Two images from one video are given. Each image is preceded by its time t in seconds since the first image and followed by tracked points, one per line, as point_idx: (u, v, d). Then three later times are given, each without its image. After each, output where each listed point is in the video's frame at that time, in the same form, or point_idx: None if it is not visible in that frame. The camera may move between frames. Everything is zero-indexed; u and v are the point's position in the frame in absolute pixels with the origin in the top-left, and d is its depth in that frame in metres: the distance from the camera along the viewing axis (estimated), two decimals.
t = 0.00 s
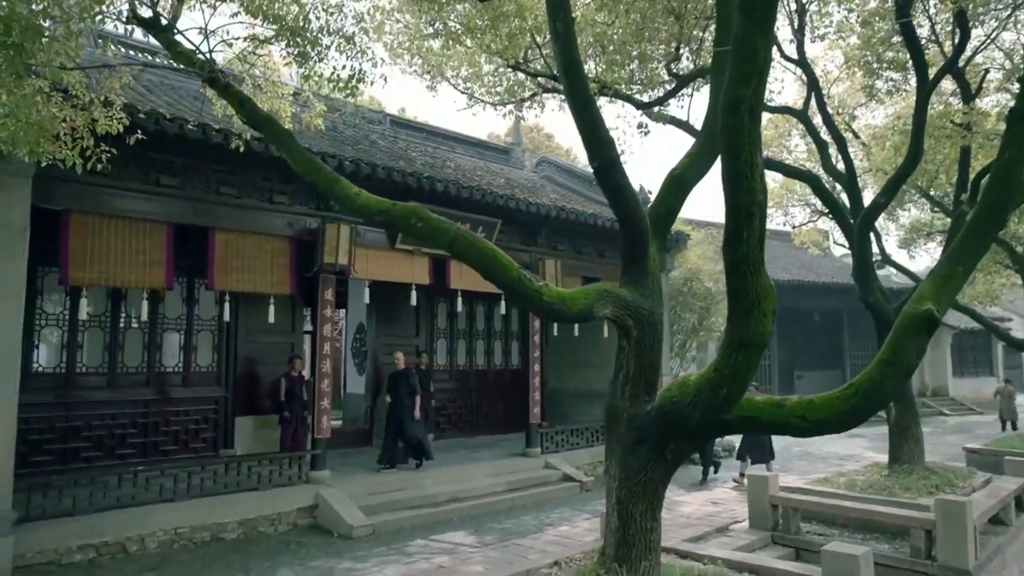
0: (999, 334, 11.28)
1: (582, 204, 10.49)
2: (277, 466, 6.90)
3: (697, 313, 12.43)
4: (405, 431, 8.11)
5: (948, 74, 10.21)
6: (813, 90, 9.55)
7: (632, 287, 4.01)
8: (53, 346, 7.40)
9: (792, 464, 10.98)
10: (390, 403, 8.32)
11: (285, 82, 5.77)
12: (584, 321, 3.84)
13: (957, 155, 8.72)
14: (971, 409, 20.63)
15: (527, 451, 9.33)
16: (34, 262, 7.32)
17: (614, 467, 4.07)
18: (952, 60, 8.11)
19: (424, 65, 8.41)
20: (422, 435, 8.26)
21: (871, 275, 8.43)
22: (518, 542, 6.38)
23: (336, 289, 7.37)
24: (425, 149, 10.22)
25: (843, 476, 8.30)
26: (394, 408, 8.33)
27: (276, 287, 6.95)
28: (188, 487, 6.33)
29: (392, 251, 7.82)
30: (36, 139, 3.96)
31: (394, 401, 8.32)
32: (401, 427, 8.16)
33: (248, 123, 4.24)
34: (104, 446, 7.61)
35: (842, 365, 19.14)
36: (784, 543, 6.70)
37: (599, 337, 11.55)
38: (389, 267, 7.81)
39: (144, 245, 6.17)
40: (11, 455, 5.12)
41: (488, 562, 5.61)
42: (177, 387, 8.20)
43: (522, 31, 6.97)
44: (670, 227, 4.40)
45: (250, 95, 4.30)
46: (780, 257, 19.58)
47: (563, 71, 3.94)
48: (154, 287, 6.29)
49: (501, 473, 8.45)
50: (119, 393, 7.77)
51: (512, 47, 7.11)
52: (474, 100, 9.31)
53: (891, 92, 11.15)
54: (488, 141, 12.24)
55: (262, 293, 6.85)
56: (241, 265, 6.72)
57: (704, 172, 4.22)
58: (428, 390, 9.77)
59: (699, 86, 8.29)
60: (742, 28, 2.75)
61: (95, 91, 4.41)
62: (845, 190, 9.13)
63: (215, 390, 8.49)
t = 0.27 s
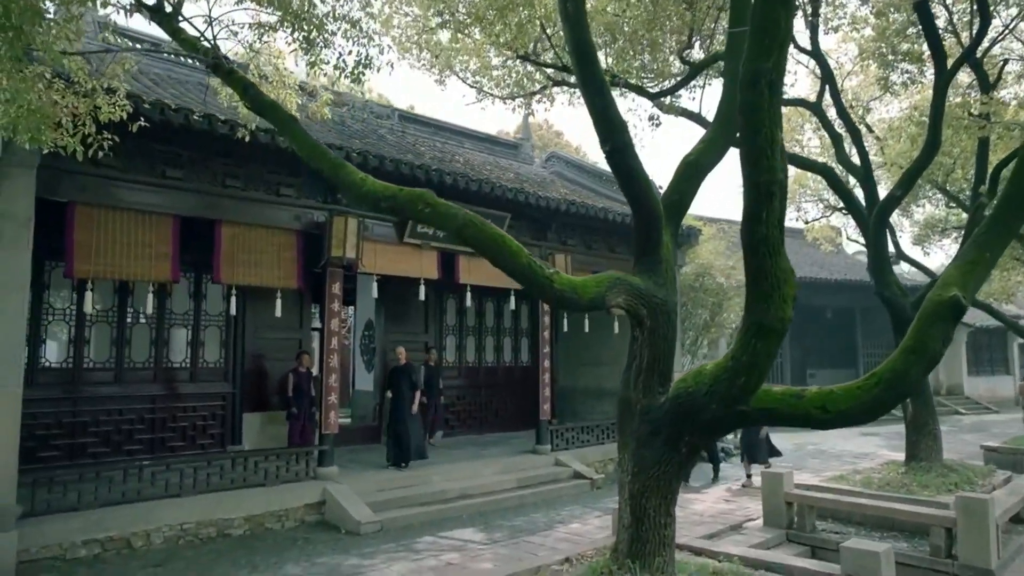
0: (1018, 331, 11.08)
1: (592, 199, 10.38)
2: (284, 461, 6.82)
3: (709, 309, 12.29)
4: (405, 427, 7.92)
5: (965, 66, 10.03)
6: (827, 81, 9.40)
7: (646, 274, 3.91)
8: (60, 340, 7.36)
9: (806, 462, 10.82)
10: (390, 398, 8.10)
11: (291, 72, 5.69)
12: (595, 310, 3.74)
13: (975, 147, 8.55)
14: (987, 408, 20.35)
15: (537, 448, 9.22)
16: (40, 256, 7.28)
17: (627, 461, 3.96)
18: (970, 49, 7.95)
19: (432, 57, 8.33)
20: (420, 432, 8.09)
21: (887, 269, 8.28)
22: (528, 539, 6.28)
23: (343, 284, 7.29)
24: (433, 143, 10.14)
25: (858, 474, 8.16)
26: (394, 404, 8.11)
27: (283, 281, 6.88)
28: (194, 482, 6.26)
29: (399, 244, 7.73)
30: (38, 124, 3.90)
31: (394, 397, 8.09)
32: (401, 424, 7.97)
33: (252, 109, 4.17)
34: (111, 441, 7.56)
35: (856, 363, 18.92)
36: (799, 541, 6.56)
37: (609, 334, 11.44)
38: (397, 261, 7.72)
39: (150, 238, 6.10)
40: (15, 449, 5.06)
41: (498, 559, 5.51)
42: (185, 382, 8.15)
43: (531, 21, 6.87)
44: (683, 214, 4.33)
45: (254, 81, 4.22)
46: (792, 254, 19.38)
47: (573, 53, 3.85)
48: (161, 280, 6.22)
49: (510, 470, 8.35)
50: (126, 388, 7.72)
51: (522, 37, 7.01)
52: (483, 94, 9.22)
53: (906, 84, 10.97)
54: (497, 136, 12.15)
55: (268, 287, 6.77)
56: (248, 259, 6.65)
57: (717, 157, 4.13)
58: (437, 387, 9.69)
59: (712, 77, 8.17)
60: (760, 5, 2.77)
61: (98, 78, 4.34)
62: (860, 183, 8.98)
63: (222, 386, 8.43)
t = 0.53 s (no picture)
0: None
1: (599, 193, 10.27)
2: (288, 457, 6.73)
3: (717, 305, 12.15)
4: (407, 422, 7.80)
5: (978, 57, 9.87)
6: (837, 73, 9.25)
7: (656, 262, 3.81)
8: (62, 335, 7.29)
9: (816, 460, 10.67)
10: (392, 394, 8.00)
11: (293, 60, 5.60)
12: (604, 298, 3.64)
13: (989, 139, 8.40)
14: (998, 406, 20.12)
15: (543, 445, 9.11)
16: (42, 250, 7.20)
17: (637, 454, 3.85)
18: (984, 38, 7.80)
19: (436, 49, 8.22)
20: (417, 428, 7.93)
21: (900, 263, 8.14)
22: (534, 536, 6.17)
23: (347, 277, 7.20)
24: (438, 137, 10.04)
25: (870, 471, 8.03)
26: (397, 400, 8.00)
27: (286, 275, 6.79)
28: (196, 478, 6.17)
29: (404, 237, 7.64)
30: (34, 109, 3.81)
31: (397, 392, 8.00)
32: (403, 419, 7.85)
33: (251, 94, 4.08)
34: (113, 437, 7.49)
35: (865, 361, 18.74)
36: (810, 539, 6.43)
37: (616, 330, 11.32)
38: (402, 255, 7.62)
39: (151, 230, 6.02)
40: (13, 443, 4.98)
41: (504, 555, 5.41)
42: (187, 378, 8.07)
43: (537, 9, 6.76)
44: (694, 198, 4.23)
45: (254, 66, 4.13)
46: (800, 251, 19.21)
47: (582, 34, 3.77)
48: (162, 273, 6.14)
49: (517, 466, 8.25)
50: (129, 383, 7.65)
51: (527, 26, 6.90)
52: (489, 87, 9.12)
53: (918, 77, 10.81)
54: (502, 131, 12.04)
55: (271, 281, 6.69)
56: (250, 252, 6.57)
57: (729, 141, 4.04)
58: (442, 383, 9.59)
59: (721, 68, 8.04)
60: None
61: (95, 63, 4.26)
62: (871, 176, 8.84)
63: (226, 382, 8.35)
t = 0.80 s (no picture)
0: None
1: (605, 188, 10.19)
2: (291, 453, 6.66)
3: (724, 302, 12.05)
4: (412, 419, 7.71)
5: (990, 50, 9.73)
6: (847, 66, 9.14)
7: (666, 251, 3.73)
8: (64, 330, 7.22)
9: (825, 458, 10.55)
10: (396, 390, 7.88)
11: (296, 50, 5.52)
12: (613, 287, 3.55)
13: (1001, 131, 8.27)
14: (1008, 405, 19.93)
15: (549, 442, 9.02)
16: (43, 244, 7.15)
17: (646, 448, 3.76)
18: (996, 29, 7.68)
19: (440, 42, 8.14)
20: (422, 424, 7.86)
21: (911, 258, 8.03)
22: (540, 533, 6.08)
23: (351, 272, 7.13)
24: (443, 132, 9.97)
25: (881, 469, 7.92)
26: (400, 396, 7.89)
27: (289, 269, 6.72)
28: (198, 474, 6.10)
29: (409, 232, 7.57)
30: (32, 96, 3.75)
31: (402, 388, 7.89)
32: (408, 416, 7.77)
33: (252, 81, 4.01)
34: (115, 433, 7.43)
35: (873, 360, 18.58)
36: (821, 537, 6.33)
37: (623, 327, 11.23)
38: (407, 250, 7.55)
39: (152, 224, 5.94)
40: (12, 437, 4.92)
41: (510, 552, 5.33)
42: (190, 374, 8.01)
43: None
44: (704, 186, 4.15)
45: (254, 52, 4.06)
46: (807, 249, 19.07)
47: (589, 18, 3.70)
48: (164, 267, 6.07)
49: (523, 463, 8.16)
50: (132, 379, 7.58)
51: (533, 17, 6.81)
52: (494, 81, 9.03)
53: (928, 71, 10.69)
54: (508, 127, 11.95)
55: (273, 275, 6.61)
56: (253, 245, 6.50)
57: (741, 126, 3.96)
58: (447, 379, 9.51)
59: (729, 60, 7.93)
60: None
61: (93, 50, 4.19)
62: (881, 170, 8.73)
63: (229, 378, 8.28)
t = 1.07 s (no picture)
0: None
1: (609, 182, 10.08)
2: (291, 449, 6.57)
3: (730, 297, 11.95)
4: (419, 415, 7.62)
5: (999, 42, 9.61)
6: (854, 58, 9.03)
7: (676, 237, 3.65)
8: (62, 325, 7.14)
9: (831, 455, 10.43)
10: (401, 387, 7.69)
11: (295, 37, 5.42)
12: (621, 275, 3.47)
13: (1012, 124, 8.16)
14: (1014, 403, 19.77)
15: (553, 438, 8.92)
16: (42, 238, 7.06)
17: (655, 440, 3.66)
18: (1007, 19, 7.56)
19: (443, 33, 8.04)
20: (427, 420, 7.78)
21: (920, 251, 7.92)
22: (545, 529, 5.97)
23: (352, 265, 7.03)
24: (446, 126, 9.88)
25: (890, 465, 7.81)
26: (404, 393, 7.72)
27: (290, 262, 6.62)
28: (197, 470, 6.01)
29: (411, 225, 7.48)
30: (24, 79, 3.64)
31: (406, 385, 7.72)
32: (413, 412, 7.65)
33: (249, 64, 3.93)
34: (114, 429, 7.34)
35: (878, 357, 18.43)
36: (830, 534, 6.21)
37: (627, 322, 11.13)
38: (409, 244, 7.45)
39: (151, 215, 5.86)
40: (7, 430, 4.83)
41: (514, 549, 5.23)
42: (190, 369, 7.92)
43: None
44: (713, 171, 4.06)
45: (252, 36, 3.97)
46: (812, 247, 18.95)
47: None
48: (162, 259, 5.97)
49: (527, 460, 8.06)
50: (131, 374, 7.50)
51: (537, 7, 6.71)
52: (497, 73, 8.93)
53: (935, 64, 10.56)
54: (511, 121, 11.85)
55: (274, 268, 6.52)
56: (253, 238, 6.41)
57: (751, 109, 3.89)
58: (450, 376, 9.41)
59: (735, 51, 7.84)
60: None
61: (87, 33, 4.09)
62: (889, 163, 8.61)
63: (229, 374, 8.19)
